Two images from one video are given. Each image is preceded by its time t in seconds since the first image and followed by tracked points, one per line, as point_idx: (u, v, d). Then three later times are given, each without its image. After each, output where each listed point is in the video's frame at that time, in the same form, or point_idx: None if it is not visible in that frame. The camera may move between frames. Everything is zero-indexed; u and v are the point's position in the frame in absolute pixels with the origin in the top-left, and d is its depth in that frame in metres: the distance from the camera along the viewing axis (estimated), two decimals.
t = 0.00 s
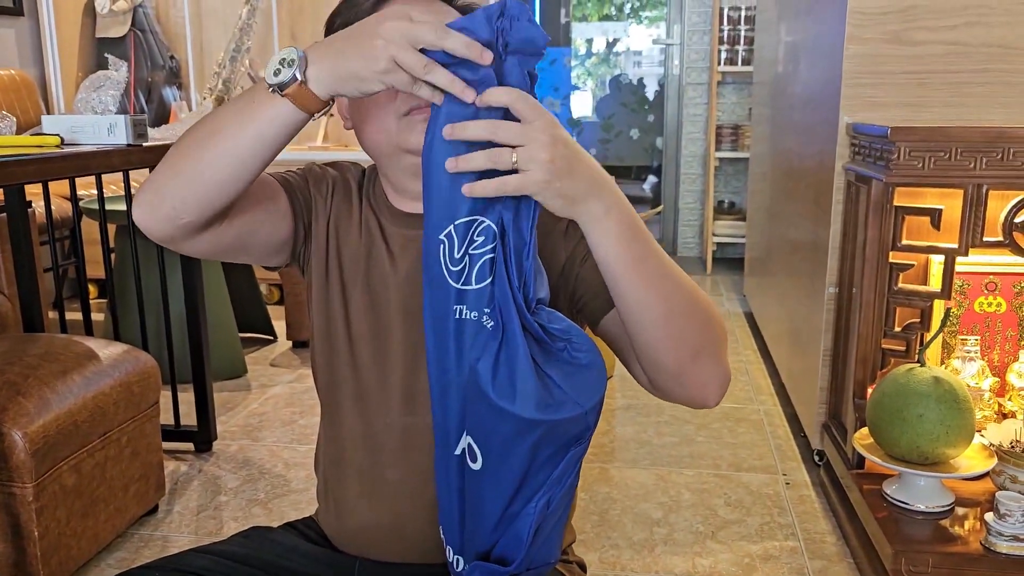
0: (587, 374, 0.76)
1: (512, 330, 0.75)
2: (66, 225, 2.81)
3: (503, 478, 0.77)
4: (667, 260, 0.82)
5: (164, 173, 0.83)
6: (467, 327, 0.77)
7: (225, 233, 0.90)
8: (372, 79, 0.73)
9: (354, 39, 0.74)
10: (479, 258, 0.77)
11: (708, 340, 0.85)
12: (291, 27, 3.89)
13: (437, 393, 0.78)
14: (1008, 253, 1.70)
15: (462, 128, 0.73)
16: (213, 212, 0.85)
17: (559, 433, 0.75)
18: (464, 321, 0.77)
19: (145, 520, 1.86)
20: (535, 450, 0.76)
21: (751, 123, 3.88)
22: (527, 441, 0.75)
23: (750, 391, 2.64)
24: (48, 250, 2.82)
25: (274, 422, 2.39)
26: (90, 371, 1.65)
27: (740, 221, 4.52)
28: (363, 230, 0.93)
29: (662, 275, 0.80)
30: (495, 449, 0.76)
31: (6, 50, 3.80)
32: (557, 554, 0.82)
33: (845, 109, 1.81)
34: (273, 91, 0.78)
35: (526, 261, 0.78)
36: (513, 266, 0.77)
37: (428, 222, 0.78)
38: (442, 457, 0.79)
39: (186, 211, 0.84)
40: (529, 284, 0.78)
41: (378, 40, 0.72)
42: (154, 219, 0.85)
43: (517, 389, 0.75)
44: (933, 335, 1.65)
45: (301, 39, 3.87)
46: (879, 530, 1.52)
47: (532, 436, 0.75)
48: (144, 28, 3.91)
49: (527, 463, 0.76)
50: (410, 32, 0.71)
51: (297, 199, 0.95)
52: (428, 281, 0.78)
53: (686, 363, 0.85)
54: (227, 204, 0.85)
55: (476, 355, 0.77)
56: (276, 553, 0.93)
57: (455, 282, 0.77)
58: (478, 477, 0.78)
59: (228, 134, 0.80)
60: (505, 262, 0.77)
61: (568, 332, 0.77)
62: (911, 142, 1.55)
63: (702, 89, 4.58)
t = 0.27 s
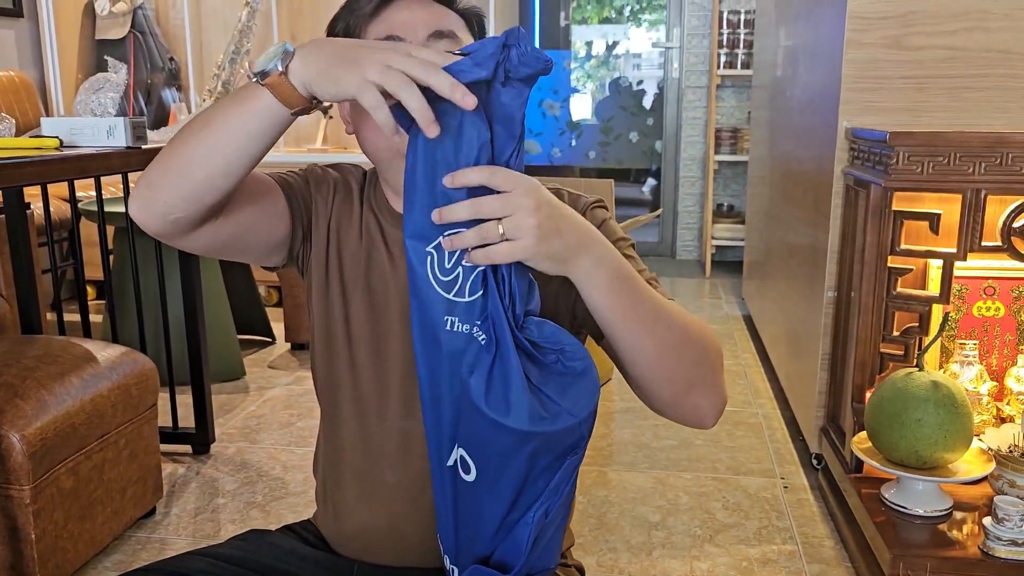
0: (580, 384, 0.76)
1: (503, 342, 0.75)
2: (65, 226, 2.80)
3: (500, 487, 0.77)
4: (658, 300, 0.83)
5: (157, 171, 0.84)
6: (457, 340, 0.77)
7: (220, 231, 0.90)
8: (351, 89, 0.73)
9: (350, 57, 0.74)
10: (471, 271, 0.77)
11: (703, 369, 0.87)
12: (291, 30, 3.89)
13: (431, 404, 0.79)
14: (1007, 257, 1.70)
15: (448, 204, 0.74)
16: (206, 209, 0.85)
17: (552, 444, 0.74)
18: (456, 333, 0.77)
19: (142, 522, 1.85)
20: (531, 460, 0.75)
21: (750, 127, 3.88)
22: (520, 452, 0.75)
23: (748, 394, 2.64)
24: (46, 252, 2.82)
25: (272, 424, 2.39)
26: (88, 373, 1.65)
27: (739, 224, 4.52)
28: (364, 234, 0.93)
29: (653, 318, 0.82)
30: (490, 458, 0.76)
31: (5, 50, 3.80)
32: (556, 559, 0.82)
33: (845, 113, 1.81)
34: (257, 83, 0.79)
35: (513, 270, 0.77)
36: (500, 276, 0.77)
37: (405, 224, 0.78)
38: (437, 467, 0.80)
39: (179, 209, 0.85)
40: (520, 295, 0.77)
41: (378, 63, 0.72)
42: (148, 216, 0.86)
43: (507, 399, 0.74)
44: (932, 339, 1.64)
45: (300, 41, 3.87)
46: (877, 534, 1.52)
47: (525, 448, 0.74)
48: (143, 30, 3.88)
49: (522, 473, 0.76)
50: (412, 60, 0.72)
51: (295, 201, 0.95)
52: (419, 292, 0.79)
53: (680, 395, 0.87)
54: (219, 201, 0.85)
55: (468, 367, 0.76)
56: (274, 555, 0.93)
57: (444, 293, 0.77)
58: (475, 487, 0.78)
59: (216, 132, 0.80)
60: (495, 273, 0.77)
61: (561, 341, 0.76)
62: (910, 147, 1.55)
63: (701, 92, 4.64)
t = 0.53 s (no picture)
0: (566, 381, 0.75)
1: (488, 344, 0.75)
2: (65, 227, 2.80)
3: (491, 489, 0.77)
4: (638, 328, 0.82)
5: (147, 180, 0.84)
6: (443, 342, 0.77)
7: (218, 234, 0.90)
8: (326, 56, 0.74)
9: (311, 24, 0.75)
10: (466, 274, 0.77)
11: (685, 397, 0.86)
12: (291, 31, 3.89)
13: (423, 407, 0.78)
14: (1007, 259, 1.70)
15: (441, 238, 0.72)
16: (200, 210, 0.85)
17: (542, 442, 0.75)
18: (444, 336, 0.77)
19: (142, 523, 1.85)
20: (521, 458, 0.75)
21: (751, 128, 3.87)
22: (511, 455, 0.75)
23: (748, 395, 2.64)
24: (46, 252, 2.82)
25: (271, 425, 2.39)
26: (87, 373, 1.65)
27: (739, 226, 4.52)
28: (366, 233, 0.93)
29: (632, 347, 0.81)
30: (480, 460, 0.76)
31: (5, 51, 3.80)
32: (552, 558, 0.83)
33: (845, 114, 1.81)
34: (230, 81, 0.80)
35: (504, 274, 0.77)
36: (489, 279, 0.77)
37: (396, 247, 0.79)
38: (428, 471, 0.79)
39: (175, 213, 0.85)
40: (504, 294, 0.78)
41: (336, 17, 0.74)
42: (143, 224, 0.86)
43: (496, 400, 0.74)
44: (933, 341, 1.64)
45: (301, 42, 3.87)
46: (877, 535, 1.51)
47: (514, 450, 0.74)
48: (143, 30, 3.88)
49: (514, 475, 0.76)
50: (369, 9, 0.73)
51: (293, 202, 0.95)
52: (411, 296, 0.79)
53: (662, 424, 0.86)
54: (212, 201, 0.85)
55: (453, 369, 0.76)
56: (273, 557, 0.93)
57: (439, 297, 0.77)
58: (464, 488, 0.78)
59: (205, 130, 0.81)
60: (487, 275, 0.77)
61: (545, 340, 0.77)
62: (910, 148, 1.55)
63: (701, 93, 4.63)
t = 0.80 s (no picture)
0: (559, 378, 0.74)
1: (483, 343, 0.75)
2: (66, 226, 2.81)
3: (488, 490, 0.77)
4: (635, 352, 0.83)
5: (139, 202, 0.88)
6: (436, 342, 0.77)
7: (213, 252, 0.92)
8: (308, 116, 0.75)
9: (297, 76, 0.75)
10: (462, 276, 0.77)
11: (682, 416, 0.88)
12: (293, 30, 3.89)
13: (416, 405, 0.79)
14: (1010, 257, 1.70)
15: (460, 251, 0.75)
16: (190, 230, 0.88)
17: (539, 442, 0.74)
18: (438, 337, 0.77)
19: (143, 522, 1.85)
20: (515, 457, 0.75)
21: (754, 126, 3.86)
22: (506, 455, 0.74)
23: (751, 394, 2.63)
24: (48, 252, 2.82)
25: (273, 424, 2.39)
26: (88, 372, 1.65)
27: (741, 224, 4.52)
28: (371, 231, 0.93)
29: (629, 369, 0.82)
30: (475, 460, 0.76)
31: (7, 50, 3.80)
32: (553, 558, 0.82)
33: (847, 113, 1.80)
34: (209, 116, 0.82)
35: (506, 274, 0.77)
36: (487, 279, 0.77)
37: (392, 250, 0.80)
38: (424, 469, 0.80)
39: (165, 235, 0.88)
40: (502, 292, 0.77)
41: (321, 80, 0.73)
42: (139, 246, 0.90)
43: (490, 400, 0.73)
44: (935, 340, 1.63)
45: (303, 41, 3.87)
46: (879, 534, 1.51)
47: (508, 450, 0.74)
48: (146, 30, 3.87)
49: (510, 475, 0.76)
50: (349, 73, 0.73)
51: (294, 206, 0.95)
52: (409, 297, 0.79)
53: (657, 444, 0.88)
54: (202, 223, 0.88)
55: (446, 368, 0.76)
56: (274, 556, 0.93)
57: (433, 298, 0.78)
58: (460, 486, 0.78)
59: (187, 158, 0.84)
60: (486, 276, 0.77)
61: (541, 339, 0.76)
62: (912, 146, 1.55)
63: (704, 92, 4.63)
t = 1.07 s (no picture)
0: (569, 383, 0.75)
1: (492, 342, 0.74)
2: (70, 224, 2.81)
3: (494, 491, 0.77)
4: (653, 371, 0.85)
5: (162, 274, 0.90)
6: (445, 343, 0.76)
7: (240, 305, 0.95)
8: (336, 167, 0.78)
9: (319, 128, 0.78)
10: (468, 276, 0.76)
11: (683, 429, 0.92)
12: (296, 28, 3.89)
13: (422, 403, 0.78)
14: (1015, 255, 1.69)
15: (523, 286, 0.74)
16: (217, 297, 0.90)
17: (546, 442, 0.74)
18: (447, 338, 0.76)
19: (147, 520, 1.85)
20: (520, 458, 0.75)
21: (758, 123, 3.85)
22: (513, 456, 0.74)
23: (754, 392, 2.63)
24: (52, 250, 2.82)
25: (276, 422, 2.39)
26: (91, 371, 1.65)
27: (745, 222, 4.51)
28: (372, 239, 0.92)
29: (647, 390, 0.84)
30: (482, 460, 0.75)
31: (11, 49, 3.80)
32: (558, 558, 0.82)
33: (851, 110, 1.80)
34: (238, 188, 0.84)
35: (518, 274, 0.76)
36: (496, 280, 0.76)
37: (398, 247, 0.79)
38: (429, 469, 0.80)
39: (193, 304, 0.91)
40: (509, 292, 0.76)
41: (343, 130, 0.75)
42: (170, 316, 0.92)
43: (498, 400, 0.73)
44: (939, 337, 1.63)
45: (305, 38, 3.86)
46: (883, 533, 1.51)
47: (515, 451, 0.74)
48: (149, 28, 3.92)
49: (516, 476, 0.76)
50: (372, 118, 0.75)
51: (297, 231, 0.97)
52: (415, 295, 0.79)
53: (658, 456, 0.91)
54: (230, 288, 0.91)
55: (454, 366, 0.75)
56: (277, 554, 0.92)
57: (439, 297, 0.77)
58: (466, 486, 0.78)
59: (210, 234, 0.85)
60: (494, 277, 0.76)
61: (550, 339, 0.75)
62: (916, 143, 1.54)
63: (708, 89, 4.63)
